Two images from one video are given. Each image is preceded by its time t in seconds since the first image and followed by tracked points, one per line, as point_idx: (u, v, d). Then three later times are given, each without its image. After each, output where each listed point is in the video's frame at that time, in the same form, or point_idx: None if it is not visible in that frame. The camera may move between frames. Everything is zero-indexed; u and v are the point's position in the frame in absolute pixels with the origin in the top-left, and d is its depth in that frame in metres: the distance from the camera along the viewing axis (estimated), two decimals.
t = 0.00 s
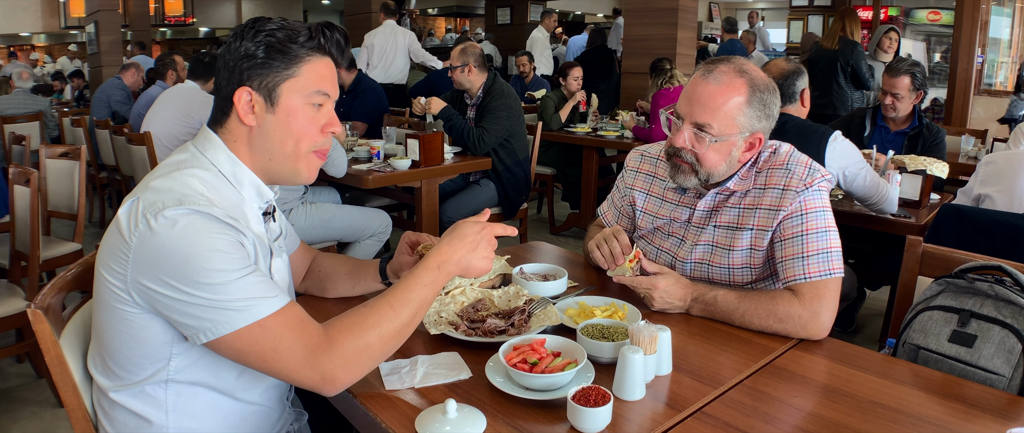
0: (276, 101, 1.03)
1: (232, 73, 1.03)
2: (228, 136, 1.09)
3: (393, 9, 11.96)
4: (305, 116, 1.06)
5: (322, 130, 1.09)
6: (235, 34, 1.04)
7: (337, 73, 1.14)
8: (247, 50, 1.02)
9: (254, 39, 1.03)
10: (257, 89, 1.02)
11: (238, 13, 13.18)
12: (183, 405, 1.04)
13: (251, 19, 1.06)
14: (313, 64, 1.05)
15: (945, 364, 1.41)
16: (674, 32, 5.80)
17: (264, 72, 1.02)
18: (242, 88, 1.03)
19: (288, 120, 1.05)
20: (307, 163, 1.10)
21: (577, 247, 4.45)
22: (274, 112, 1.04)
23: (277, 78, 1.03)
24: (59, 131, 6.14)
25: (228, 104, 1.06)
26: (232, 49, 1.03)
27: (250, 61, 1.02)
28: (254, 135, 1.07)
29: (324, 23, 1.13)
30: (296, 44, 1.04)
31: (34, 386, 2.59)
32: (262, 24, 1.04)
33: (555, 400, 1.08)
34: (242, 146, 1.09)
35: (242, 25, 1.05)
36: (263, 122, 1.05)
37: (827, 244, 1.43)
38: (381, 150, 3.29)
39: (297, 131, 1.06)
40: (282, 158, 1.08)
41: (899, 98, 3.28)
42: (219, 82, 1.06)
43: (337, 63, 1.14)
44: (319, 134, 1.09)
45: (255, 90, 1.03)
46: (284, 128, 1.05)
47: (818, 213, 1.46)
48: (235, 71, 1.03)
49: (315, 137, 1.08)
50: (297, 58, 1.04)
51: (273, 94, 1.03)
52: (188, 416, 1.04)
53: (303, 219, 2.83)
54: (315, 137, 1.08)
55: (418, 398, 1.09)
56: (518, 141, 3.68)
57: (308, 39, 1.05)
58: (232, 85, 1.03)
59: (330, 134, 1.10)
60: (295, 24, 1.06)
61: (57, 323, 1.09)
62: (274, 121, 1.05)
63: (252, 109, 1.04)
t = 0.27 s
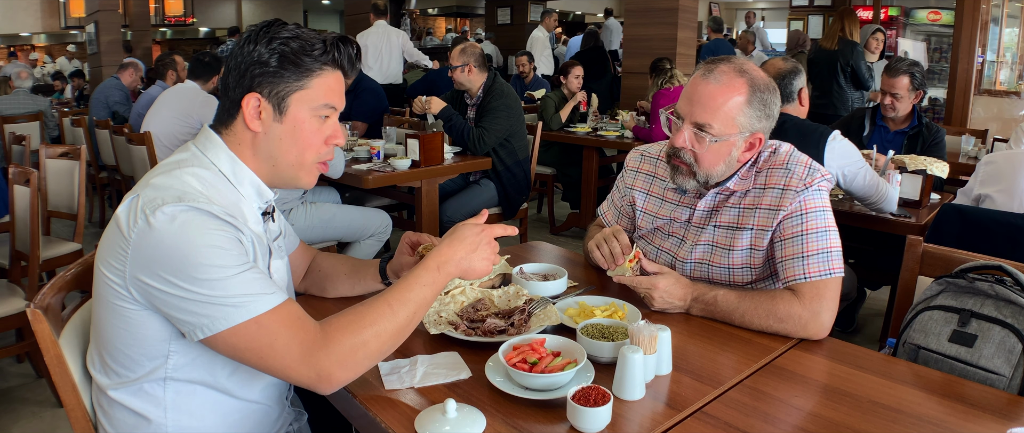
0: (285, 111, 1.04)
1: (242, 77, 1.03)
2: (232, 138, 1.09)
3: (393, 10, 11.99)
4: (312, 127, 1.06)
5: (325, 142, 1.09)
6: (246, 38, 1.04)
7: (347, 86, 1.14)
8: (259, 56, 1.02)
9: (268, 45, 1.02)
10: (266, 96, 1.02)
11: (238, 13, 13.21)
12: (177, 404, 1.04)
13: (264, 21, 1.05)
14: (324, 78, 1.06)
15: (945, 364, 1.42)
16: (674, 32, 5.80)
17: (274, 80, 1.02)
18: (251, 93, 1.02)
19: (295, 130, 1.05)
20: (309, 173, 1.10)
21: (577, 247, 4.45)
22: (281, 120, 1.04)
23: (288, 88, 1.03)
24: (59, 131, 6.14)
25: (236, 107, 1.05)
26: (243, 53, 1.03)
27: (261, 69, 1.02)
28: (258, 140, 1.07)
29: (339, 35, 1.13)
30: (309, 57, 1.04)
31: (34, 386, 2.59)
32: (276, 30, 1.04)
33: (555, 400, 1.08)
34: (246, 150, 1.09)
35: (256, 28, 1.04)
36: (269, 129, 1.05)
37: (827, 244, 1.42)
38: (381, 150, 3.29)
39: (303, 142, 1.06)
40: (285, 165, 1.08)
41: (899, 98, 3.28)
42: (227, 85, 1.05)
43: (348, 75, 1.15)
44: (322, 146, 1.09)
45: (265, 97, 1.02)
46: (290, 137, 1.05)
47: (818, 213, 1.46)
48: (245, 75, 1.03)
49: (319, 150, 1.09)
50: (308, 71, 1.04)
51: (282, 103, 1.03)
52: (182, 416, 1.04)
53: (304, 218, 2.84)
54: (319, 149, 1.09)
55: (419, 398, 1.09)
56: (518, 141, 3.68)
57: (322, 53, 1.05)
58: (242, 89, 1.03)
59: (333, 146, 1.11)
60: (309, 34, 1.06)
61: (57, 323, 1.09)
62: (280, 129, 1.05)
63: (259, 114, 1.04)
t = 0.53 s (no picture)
0: (283, 104, 1.04)
1: (240, 75, 1.03)
2: (235, 136, 1.10)
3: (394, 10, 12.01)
4: (310, 120, 1.06)
5: (327, 133, 1.09)
6: (243, 37, 1.04)
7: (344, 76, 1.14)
8: (255, 53, 1.02)
9: (263, 42, 1.03)
10: (264, 92, 1.03)
11: (239, 14, 13.22)
12: (178, 401, 1.06)
13: (260, 21, 1.06)
14: (320, 69, 1.05)
15: (947, 365, 1.42)
16: (675, 32, 5.80)
17: (272, 75, 1.02)
18: (250, 90, 1.03)
19: (295, 124, 1.05)
20: (312, 165, 1.11)
21: (578, 248, 4.45)
22: (280, 115, 1.04)
23: (285, 82, 1.03)
24: (61, 132, 6.15)
25: (236, 105, 1.06)
26: (241, 52, 1.03)
27: (258, 65, 1.02)
28: (260, 136, 1.08)
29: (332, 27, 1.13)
30: (304, 49, 1.04)
31: (36, 386, 2.59)
32: (271, 27, 1.04)
33: (557, 400, 1.08)
34: (249, 147, 1.10)
35: (251, 27, 1.05)
36: (269, 124, 1.06)
37: (830, 245, 1.42)
38: (383, 151, 3.30)
39: (303, 134, 1.06)
40: (288, 159, 1.09)
41: (906, 99, 3.26)
42: (228, 84, 1.06)
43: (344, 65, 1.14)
44: (325, 137, 1.09)
45: (263, 92, 1.03)
46: (290, 131, 1.06)
47: (823, 215, 1.47)
48: (243, 72, 1.03)
49: (320, 140, 1.09)
50: (304, 63, 1.04)
51: (280, 98, 1.03)
52: (184, 412, 1.06)
53: (306, 218, 2.84)
54: (320, 140, 1.08)
55: (421, 399, 1.09)
56: (520, 141, 3.67)
57: (316, 44, 1.05)
58: (240, 86, 1.03)
59: (335, 137, 1.11)
60: (303, 28, 1.06)
61: (59, 323, 1.09)
62: (280, 124, 1.05)
63: (259, 111, 1.05)
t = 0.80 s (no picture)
0: (277, 102, 1.04)
1: (234, 73, 1.04)
2: (231, 134, 1.10)
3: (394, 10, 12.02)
4: (304, 118, 1.06)
5: (322, 132, 1.08)
6: (238, 34, 1.04)
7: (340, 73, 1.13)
8: (249, 50, 1.02)
9: (258, 39, 1.03)
10: (258, 89, 1.03)
11: (240, 13, 13.23)
12: (178, 402, 1.05)
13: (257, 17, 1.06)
14: (314, 66, 1.05)
15: (948, 364, 1.42)
16: (675, 32, 5.79)
17: (265, 72, 1.02)
18: (244, 88, 1.03)
19: (288, 122, 1.05)
20: (306, 163, 1.10)
21: (578, 248, 4.45)
22: (273, 112, 1.04)
23: (278, 79, 1.03)
24: (61, 131, 6.15)
25: (231, 103, 1.06)
26: (235, 49, 1.04)
27: (252, 62, 1.02)
28: (254, 134, 1.08)
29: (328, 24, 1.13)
30: (298, 46, 1.04)
31: (36, 386, 2.59)
32: (265, 24, 1.04)
33: (557, 400, 1.08)
34: (243, 145, 1.10)
35: (246, 25, 1.05)
36: (263, 122, 1.06)
37: (831, 245, 1.42)
38: (383, 151, 3.29)
39: (297, 132, 1.06)
40: (281, 157, 1.09)
41: (907, 99, 3.26)
42: (224, 81, 1.06)
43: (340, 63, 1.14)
44: (320, 135, 1.08)
45: (256, 89, 1.03)
46: (284, 129, 1.05)
47: (823, 215, 1.46)
48: (237, 70, 1.03)
49: (314, 140, 1.08)
50: (298, 60, 1.04)
51: (274, 95, 1.03)
52: (183, 413, 1.06)
53: (306, 218, 2.84)
54: (314, 139, 1.08)
55: (421, 398, 1.09)
56: (520, 141, 3.67)
57: (310, 41, 1.05)
58: (234, 84, 1.04)
59: (330, 136, 1.10)
60: (299, 25, 1.06)
61: (59, 323, 1.09)
62: (273, 122, 1.05)
63: (253, 108, 1.05)
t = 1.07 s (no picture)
0: (273, 94, 1.03)
1: (227, 72, 1.04)
2: (229, 134, 1.10)
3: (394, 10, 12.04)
4: (303, 105, 1.05)
5: (323, 116, 1.08)
6: (226, 33, 1.04)
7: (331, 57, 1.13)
8: (238, 47, 1.02)
9: (244, 35, 1.02)
10: (253, 83, 1.03)
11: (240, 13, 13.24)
12: (179, 403, 1.05)
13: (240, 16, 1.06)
14: (304, 52, 1.04)
15: (949, 364, 1.42)
16: (675, 32, 5.79)
17: (257, 66, 1.02)
18: (238, 84, 1.03)
19: (288, 111, 1.05)
20: (311, 152, 1.10)
21: (578, 247, 4.45)
22: (271, 104, 1.04)
23: (271, 70, 1.02)
24: (62, 131, 6.14)
25: (226, 104, 1.06)
26: (225, 49, 1.03)
27: (243, 58, 1.02)
28: (254, 130, 1.07)
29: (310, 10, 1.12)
30: (285, 34, 1.03)
31: (35, 386, 2.59)
32: (249, 20, 1.04)
33: (557, 400, 1.08)
34: (245, 142, 1.10)
35: (231, 24, 1.04)
36: (262, 116, 1.05)
37: (831, 244, 1.42)
38: (383, 150, 3.29)
39: (297, 121, 1.05)
40: (285, 148, 1.08)
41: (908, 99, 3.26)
42: (216, 83, 1.06)
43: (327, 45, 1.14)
44: (321, 120, 1.08)
45: (251, 85, 1.03)
46: (284, 120, 1.05)
47: (824, 214, 1.46)
48: (229, 69, 1.03)
49: (316, 125, 1.08)
50: (287, 48, 1.03)
51: (269, 87, 1.03)
52: (184, 415, 1.06)
53: (305, 218, 2.83)
54: (316, 124, 1.07)
55: (421, 398, 1.09)
56: (521, 141, 3.67)
57: (297, 27, 1.04)
58: (228, 83, 1.04)
59: (331, 119, 1.10)
60: (283, 14, 1.04)
61: (59, 322, 1.09)
62: (273, 114, 1.05)
63: (250, 105, 1.05)
